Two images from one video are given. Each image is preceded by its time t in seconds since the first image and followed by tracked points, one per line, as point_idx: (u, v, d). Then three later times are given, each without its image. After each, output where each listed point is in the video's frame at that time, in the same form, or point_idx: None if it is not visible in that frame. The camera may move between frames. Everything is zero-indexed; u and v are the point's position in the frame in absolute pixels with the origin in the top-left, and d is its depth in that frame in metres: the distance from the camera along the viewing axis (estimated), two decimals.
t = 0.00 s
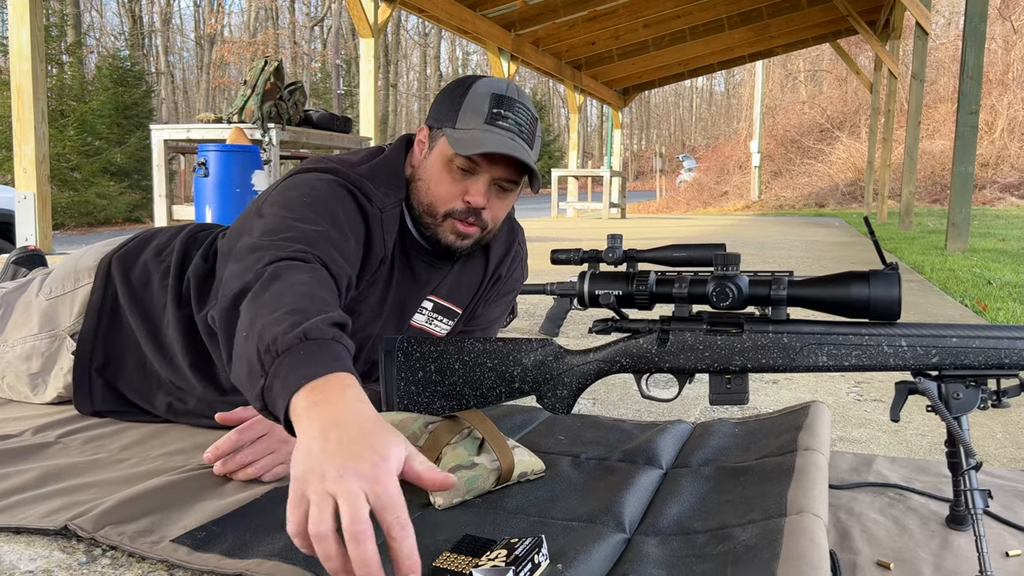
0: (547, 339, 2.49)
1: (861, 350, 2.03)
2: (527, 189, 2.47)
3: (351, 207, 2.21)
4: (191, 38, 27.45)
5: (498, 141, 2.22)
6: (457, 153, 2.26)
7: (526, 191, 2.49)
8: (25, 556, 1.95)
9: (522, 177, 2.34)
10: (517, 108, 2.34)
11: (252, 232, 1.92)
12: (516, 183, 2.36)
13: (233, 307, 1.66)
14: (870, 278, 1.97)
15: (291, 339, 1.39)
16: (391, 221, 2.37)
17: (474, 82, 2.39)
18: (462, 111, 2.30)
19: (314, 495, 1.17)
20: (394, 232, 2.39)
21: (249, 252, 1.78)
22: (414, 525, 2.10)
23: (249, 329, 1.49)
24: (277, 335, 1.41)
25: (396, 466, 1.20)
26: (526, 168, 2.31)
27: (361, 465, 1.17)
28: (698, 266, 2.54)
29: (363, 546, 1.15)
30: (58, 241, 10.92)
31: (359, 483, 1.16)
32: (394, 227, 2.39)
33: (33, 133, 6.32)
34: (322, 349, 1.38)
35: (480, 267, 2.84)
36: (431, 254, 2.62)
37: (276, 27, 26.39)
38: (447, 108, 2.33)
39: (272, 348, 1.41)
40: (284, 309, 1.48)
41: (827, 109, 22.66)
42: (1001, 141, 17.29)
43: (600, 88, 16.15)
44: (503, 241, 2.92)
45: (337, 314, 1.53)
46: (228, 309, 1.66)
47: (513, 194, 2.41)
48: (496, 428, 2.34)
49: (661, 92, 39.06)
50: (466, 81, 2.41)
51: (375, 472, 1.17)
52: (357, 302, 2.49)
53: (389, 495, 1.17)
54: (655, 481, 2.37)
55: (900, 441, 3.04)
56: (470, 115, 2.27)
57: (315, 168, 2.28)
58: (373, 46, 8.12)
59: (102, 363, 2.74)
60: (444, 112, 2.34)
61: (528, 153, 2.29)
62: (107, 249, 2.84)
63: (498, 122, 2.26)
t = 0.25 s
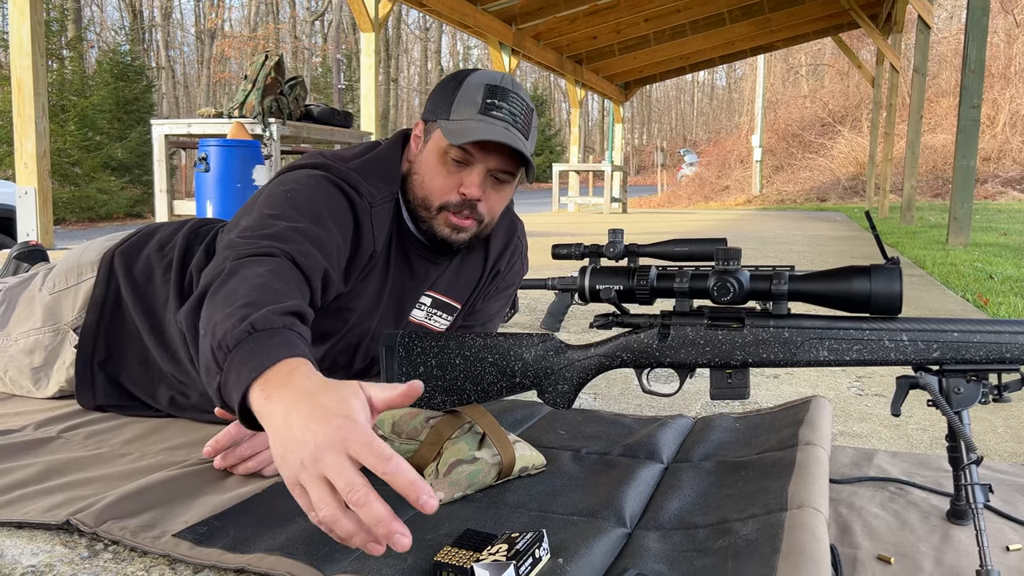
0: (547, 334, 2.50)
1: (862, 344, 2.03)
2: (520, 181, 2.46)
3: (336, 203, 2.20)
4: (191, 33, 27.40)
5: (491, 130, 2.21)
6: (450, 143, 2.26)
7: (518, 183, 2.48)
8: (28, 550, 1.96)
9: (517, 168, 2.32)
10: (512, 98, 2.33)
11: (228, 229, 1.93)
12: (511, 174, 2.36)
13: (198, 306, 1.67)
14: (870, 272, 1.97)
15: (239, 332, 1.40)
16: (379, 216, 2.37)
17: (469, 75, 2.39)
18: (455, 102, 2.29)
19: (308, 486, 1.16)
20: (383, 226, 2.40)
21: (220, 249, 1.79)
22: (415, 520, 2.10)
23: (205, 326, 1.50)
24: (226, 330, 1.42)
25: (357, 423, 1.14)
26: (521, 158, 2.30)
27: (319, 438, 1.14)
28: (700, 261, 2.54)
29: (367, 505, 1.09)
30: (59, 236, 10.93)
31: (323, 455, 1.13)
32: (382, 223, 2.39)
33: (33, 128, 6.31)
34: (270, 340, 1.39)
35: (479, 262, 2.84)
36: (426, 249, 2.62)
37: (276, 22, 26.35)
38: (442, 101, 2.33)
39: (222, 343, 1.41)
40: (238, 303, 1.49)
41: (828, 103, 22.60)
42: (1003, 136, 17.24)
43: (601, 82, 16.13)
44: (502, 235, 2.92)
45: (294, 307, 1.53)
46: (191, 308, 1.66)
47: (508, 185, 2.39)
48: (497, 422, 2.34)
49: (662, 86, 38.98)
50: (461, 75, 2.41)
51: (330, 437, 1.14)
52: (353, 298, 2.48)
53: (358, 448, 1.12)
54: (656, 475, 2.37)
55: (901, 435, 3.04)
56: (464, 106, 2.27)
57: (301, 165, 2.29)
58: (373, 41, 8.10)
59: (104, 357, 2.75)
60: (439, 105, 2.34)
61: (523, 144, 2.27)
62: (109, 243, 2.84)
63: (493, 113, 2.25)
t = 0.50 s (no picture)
0: (548, 326, 2.50)
1: (863, 335, 2.03)
2: (519, 175, 2.45)
3: (338, 202, 2.20)
4: (191, 24, 27.33)
5: (488, 126, 2.21)
6: (448, 139, 2.26)
7: (518, 177, 2.47)
8: (30, 542, 1.97)
9: (515, 164, 2.32)
10: (510, 93, 2.34)
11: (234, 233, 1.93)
12: (510, 170, 2.35)
13: (204, 313, 1.68)
14: (872, 263, 1.96)
15: (245, 342, 1.41)
16: (381, 213, 2.37)
17: (467, 67, 2.38)
18: (452, 97, 2.29)
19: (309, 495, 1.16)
20: (384, 224, 2.40)
21: (226, 255, 1.79)
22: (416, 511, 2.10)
23: (213, 336, 1.51)
24: (232, 341, 1.43)
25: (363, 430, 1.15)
26: (518, 154, 2.29)
27: (318, 445, 1.14)
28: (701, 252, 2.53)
29: (369, 516, 1.11)
30: (59, 228, 10.92)
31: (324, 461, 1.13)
32: (384, 222, 2.40)
33: (33, 119, 6.30)
34: (277, 349, 1.39)
35: (480, 254, 2.84)
36: (428, 244, 2.62)
37: (276, 12, 26.26)
38: (439, 95, 2.33)
39: (229, 354, 1.43)
40: (243, 312, 1.50)
41: (830, 94, 22.53)
42: (1005, 126, 17.18)
43: (602, 73, 16.08)
44: (503, 228, 2.92)
45: (300, 314, 1.53)
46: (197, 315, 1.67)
47: (507, 181, 2.39)
48: (497, 412, 2.37)
49: (663, 77, 38.86)
50: (458, 67, 2.41)
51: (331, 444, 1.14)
52: (355, 295, 2.48)
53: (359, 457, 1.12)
54: (656, 466, 2.37)
55: (902, 427, 3.04)
56: (461, 101, 2.26)
57: (304, 163, 2.28)
58: (373, 32, 8.07)
59: (103, 352, 2.75)
60: (436, 99, 2.33)
61: (520, 139, 2.27)
62: (107, 237, 2.84)
63: (489, 108, 2.25)
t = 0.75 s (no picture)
0: (549, 313, 2.50)
1: (865, 323, 2.03)
2: (519, 163, 2.44)
3: (335, 190, 2.19)
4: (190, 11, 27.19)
5: (486, 114, 2.20)
6: (446, 127, 2.25)
7: (517, 165, 2.46)
8: (33, 529, 1.98)
9: (514, 152, 2.31)
10: (508, 80, 2.33)
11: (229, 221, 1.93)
12: (509, 158, 2.35)
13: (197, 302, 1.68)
14: (874, 250, 1.96)
15: (226, 333, 1.40)
16: (379, 202, 2.36)
17: (466, 54, 2.38)
18: (451, 84, 2.28)
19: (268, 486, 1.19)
20: (383, 213, 2.39)
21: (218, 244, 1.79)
22: (418, 498, 2.11)
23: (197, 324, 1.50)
24: (213, 331, 1.42)
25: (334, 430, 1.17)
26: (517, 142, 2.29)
27: (283, 439, 1.17)
28: (702, 240, 2.53)
29: (327, 514, 1.15)
30: (60, 216, 10.91)
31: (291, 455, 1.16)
32: (383, 210, 2.39)
33: (33, 107, 6.28)
34: (257, 340, 1.38)
35: (480, 241, 2.84)
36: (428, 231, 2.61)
37: None
38: (438, 82, 2.32)
39: (210, 344, 1.42)
40: (228, 300, 1.48)
41: (832, 80, 22.42)
42: (1008, 113, 17.08)
43: (604, 60, 16.01)
44: (503, 214, 2.91)
45: (286, 304, 1.51)
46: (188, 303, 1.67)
47: (505, 169, 2.39)
48: (497, 399, 2.37)
49: (665, 64, 38.67)
50: (458, 53, 2.40)
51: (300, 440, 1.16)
52: (354, 283, 2.47)
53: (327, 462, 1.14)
54: (657, 454, 2.38)
55: (902, 414, 3.05)
56: (459, 88, 2.25)
57: (303, 150, 2.28)
58: (374, 18, 8.03)
59: (104, 340, 2.75)
60: (435, 86, 2.32)
61: (519, 127, 2.26)
62: (106, 225, 2.84)
63: (488, 95, 2.24)
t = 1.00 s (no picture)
0: (550, 296, 2.49)
1: (867, 306, 2.03)
2: (517, 142, 2.42)
3: (332, 173, 2.19)
4: None
5: (480, 91, 2.18)
6: (441, 105, 2.23)
7: (516, 144, 2.44)
8: (36, 511, 1.99)
9: (510, 131, 2.30)
10: (503, 58, 2.31)
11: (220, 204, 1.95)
12: (506, 138, 2.33)
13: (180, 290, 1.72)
14: (876, 233, 1.95)
15: (202, 331, 1.45)
16: (377, 185, 2.36)
17: (461, 35, 2.37)
18: (446, 64, 2.27)
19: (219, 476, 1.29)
20: (381, 195, 2.38)
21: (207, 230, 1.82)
22: (419, 480, 2.12)
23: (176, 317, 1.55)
24: (191, 328, 1.47)
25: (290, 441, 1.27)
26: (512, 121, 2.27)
27: (248, 434, 1.27)
28: (703, 223, 2.51)
29: (268, 509, 1.25)
30: (60, 199, 10.89)
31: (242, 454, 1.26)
32: (382, 192, 2.39)
33: (32, 90, 6.25)
34: (233, 340, 1.44)
35: (484, 223, 2.82)
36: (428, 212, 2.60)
37: None
38: (433, 63, 2.32)
39: (187, 341, 1.47)
40: (206, 297, 1.52)
41: (835, 62, 22.26)
42: (1012, 95, 16.95)
43: (605, 41, 15.90)
44: (506, 198, 2.89)
45: (262, 302, 1.56)
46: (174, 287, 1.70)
47: (502, 148, 2.37)
48: (499, 382, 2.37)
49: (667, 45, 38.41)
50: (453, 35, 2.39)
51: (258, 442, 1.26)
52: (354, 264, 2.46)
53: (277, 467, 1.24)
54: (658, 436, 2.38)
55: (904, 396, 3.05)
56: (454, 67, 2.25)
57: (300, 130, 2.28)
58: None
59: (106, 321, 2.74)
60: (430, 67, 2.32)
61: (515, 105, 2.24)
62: (107, 207, 2.83)
63: (483, 73, 2.22)
